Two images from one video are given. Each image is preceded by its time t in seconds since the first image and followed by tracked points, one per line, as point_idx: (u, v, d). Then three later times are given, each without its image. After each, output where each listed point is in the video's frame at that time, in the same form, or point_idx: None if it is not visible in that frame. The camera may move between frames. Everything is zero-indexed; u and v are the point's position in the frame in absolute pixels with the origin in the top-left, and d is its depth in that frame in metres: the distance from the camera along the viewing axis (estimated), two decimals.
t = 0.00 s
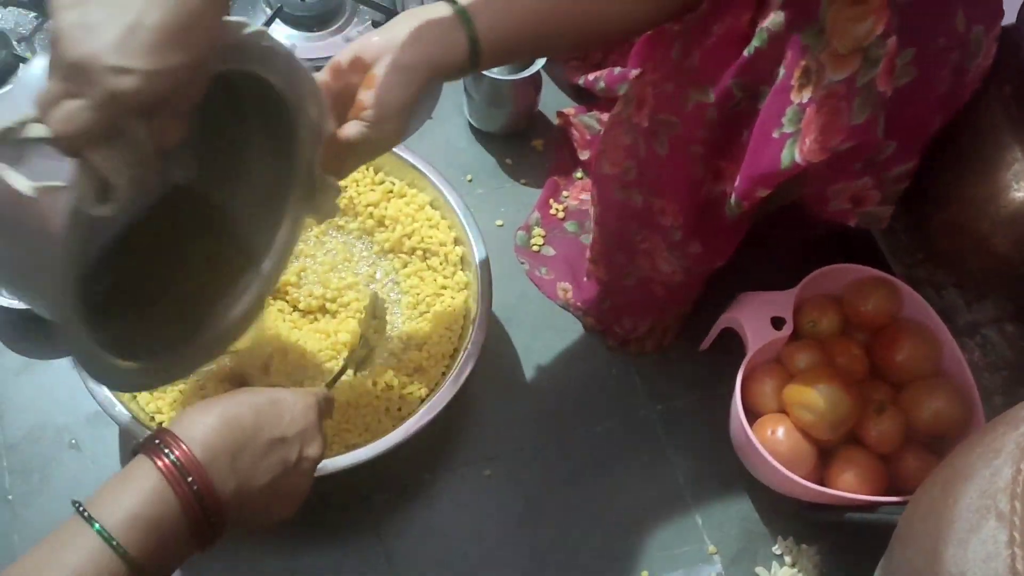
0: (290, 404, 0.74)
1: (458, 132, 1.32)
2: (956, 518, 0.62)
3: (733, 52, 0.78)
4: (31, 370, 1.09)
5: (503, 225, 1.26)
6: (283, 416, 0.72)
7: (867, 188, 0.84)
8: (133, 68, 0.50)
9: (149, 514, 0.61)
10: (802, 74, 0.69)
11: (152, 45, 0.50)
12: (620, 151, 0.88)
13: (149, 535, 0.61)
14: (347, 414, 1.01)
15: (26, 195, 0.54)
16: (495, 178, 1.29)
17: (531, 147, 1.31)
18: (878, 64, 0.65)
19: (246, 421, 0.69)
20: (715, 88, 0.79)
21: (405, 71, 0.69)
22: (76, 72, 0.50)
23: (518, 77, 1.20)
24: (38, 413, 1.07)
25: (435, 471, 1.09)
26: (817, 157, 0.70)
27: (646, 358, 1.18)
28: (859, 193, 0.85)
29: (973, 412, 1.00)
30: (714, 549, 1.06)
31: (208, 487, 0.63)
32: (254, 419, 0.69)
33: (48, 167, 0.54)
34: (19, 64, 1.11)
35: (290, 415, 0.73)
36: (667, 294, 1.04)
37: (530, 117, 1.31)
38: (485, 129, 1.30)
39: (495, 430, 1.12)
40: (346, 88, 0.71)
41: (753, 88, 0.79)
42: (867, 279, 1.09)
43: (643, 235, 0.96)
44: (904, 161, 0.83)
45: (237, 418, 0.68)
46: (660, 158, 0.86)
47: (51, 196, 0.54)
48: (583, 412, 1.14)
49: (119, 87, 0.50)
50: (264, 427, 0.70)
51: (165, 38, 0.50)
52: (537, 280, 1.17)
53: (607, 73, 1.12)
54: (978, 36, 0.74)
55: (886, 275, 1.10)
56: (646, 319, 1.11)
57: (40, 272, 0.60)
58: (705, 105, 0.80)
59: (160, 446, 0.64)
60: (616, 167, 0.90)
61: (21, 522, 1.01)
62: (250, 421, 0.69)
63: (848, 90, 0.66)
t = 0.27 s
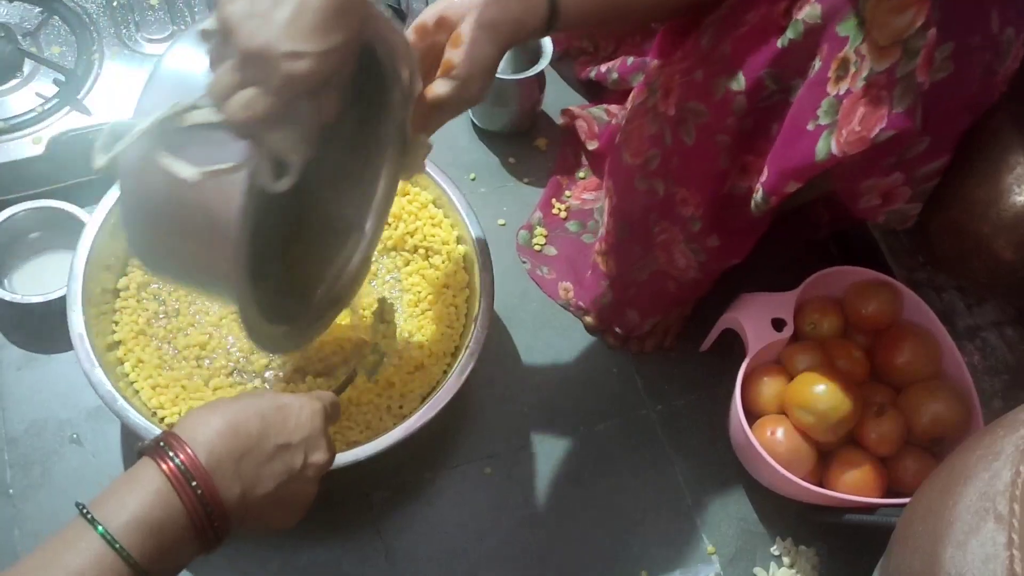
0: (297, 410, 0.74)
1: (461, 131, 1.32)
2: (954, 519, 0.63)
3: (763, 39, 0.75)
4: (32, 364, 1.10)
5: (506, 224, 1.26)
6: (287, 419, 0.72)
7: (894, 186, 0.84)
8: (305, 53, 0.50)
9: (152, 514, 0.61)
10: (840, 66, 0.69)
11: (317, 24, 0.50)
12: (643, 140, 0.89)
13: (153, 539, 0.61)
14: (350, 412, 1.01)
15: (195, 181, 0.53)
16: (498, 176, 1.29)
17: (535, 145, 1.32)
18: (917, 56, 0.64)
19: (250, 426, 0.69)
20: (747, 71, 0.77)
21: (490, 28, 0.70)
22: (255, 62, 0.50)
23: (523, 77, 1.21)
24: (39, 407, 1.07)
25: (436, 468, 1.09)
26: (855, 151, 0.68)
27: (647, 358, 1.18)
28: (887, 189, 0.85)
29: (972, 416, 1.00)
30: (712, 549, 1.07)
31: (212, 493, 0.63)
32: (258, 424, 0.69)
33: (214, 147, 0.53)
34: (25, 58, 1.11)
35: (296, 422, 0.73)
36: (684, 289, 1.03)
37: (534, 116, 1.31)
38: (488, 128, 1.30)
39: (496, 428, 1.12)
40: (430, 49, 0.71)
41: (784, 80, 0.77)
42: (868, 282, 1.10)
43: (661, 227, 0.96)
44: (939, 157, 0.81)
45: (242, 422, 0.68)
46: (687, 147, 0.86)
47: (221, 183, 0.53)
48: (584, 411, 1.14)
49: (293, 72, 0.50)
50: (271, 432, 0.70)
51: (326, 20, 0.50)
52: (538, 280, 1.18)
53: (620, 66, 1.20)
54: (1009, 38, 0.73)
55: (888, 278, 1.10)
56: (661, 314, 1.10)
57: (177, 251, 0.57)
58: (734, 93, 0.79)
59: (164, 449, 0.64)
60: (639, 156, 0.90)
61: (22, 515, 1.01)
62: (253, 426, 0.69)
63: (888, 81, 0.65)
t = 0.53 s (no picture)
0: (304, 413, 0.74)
1: (462, 128, 1.32)
2: (956, 519, 0.62)
3: (771, 27, 0.76)
4: (33, 359, 1.09)
5: (507, 222, 1.26)
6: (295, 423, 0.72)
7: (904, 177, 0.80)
8: None
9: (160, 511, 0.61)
10: (846, 55, 0.71)
11: None
12: (653, 127, 0.89)
13: (164, 537, 0.61)
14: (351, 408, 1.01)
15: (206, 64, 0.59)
16: (499, 174, 1.29)
17: (536, 144, 1.31)
18: (925, 43, 0.65)
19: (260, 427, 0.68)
20: (752, 60, 0.78)
21: None
22: None
23: (525, 75, 1.20)
24: (40, 402, 1.07)
25: (436, 465, 1.09)
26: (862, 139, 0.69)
27: (648, 357, 1.18)
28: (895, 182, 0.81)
29: (973, 417, 1.00)
30: (713, 548, 1.07)
31: (222, 492, 0.63)
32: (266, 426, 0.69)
33: (232, 38, 0.59)
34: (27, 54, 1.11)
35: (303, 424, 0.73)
36: (690, 279, 1.03)
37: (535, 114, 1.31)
38: (490, 126, 1.30)
39: (497, 425, 1.12)
40: None
41: (792, 70, 0.78)
42: (870, 283, 1.09)
43: (671, 214, 0.96)
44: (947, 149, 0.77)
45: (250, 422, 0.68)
46: (695, 133, 0.86)
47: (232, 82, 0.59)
48: (585, 409, 1.14)
49: None
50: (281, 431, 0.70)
51: None
52: (540, 278, 1.18)
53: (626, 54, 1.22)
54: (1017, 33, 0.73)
55: (890, 279, 1.10)
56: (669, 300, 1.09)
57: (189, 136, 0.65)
58: (741, 79, 0.79)
59: (179, 450, 0.64)
60: (649, 143, 0.90)
61: (22, 510, 1.01)
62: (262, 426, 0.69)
63: (895, 68, 0.66)
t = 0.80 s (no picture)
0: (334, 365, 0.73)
1: (465, 126, 1.32)
2: (959, 517, 0.63)
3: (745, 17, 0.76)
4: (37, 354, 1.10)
5: (510, 220, 1.26)
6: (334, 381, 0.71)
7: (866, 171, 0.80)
8: None
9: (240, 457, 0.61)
10: (811, 43, 0.70)
11: None
12: (642, 119, 0.91)
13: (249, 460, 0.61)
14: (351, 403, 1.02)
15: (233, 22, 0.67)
16: (502, 173, 1.29)
17: (539, 143, 1.31)
18: (884, 33, 0.64)
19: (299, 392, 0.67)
20: (727, 48, 0.78)
21: None
22: None
23: (527, 73, 1.19)
24: (42, 397, 1.07)
25: (438, 462, 1.09)
26: (821, 127, 0.69)
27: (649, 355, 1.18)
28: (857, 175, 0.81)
29: (975, 417, 1.00)
30: (714, 547, 1.07)
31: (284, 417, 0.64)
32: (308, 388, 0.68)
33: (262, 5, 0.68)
34: (31, 49, 1.11)
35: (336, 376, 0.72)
36: (688, 269, 1.06)
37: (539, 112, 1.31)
38: (493, 125, 1.30)
39: (498, 423, 1.12)
40: None
41: (767, 58, 0.78)
42: (872, 283, 1.10)
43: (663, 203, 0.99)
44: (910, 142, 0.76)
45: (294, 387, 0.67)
46: (678, 124, 0.88)
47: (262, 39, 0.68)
48: (587, 408, 1.14)
49: None
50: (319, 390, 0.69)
51: None
52: (542, 276, 1.19)
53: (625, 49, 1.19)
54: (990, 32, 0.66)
55: (892, 278, 1.10)
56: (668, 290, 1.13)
57: (189, 84, 0.70)
58: (717, 68, 0.80)
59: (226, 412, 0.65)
60: (638, 134, 0.93)
61: (26, 504, 1.01)
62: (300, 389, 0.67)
63: (855, 59, 0.65)
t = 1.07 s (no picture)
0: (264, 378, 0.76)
1: (467, 124, 1.32)
2: (960, 517, 0.63)
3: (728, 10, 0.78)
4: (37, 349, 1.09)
5: (511, 218, 1.26)
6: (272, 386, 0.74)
7: (848, 165, 0.78)
8: None
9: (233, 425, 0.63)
10: (795, 37, 0.73)
11: None
12: (630, 109, 0.93)
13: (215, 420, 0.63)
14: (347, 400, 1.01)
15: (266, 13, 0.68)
16: (503, 171, 1.29)
17: (541, 141, 1.31)
18: (865, 25, 0.67)
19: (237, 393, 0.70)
20: (714, 40, 0.81)
21: None
22: None
23: (530, 71, 1.19)
24: (43, 392, 1.07)
25: (438, 460, 1.09)
26: (803, 119, 0.73)
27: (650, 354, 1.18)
28: (841, 168, 0.79)
29: (975, 419, 1.00)
30: (714, 546, 1.07)
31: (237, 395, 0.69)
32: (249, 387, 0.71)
33: None
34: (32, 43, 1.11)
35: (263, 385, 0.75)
36: (676, 259, 1.07)
37: (540, 110, 1.31)
38: (494, 122, 1.30)
39: (498, 421, 1.12)
40: None
41: (753, 50, 0.81)
42: (874, 283, 1.10)
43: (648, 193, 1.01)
44: (892, 134, 0.76)
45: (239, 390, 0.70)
46: (666, 115, 0.90)
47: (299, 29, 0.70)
48: (587, 406, 1.14)
49: None
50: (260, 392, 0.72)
51: None
52: (544, 274, 1.20)
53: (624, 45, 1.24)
54: (974, 28, 0.73)
55: (893, 279, 1.10)
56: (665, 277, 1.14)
57: (214, 72, 0.70)
58: (705, 59, 0.82)
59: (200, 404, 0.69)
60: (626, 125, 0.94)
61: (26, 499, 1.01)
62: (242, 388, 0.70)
63: (837, 50, 0.69)
